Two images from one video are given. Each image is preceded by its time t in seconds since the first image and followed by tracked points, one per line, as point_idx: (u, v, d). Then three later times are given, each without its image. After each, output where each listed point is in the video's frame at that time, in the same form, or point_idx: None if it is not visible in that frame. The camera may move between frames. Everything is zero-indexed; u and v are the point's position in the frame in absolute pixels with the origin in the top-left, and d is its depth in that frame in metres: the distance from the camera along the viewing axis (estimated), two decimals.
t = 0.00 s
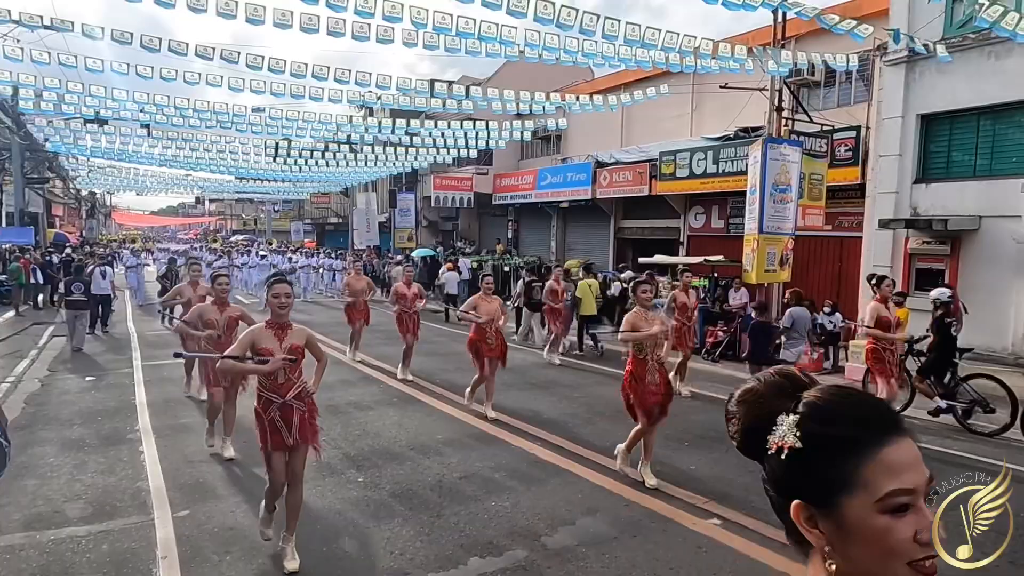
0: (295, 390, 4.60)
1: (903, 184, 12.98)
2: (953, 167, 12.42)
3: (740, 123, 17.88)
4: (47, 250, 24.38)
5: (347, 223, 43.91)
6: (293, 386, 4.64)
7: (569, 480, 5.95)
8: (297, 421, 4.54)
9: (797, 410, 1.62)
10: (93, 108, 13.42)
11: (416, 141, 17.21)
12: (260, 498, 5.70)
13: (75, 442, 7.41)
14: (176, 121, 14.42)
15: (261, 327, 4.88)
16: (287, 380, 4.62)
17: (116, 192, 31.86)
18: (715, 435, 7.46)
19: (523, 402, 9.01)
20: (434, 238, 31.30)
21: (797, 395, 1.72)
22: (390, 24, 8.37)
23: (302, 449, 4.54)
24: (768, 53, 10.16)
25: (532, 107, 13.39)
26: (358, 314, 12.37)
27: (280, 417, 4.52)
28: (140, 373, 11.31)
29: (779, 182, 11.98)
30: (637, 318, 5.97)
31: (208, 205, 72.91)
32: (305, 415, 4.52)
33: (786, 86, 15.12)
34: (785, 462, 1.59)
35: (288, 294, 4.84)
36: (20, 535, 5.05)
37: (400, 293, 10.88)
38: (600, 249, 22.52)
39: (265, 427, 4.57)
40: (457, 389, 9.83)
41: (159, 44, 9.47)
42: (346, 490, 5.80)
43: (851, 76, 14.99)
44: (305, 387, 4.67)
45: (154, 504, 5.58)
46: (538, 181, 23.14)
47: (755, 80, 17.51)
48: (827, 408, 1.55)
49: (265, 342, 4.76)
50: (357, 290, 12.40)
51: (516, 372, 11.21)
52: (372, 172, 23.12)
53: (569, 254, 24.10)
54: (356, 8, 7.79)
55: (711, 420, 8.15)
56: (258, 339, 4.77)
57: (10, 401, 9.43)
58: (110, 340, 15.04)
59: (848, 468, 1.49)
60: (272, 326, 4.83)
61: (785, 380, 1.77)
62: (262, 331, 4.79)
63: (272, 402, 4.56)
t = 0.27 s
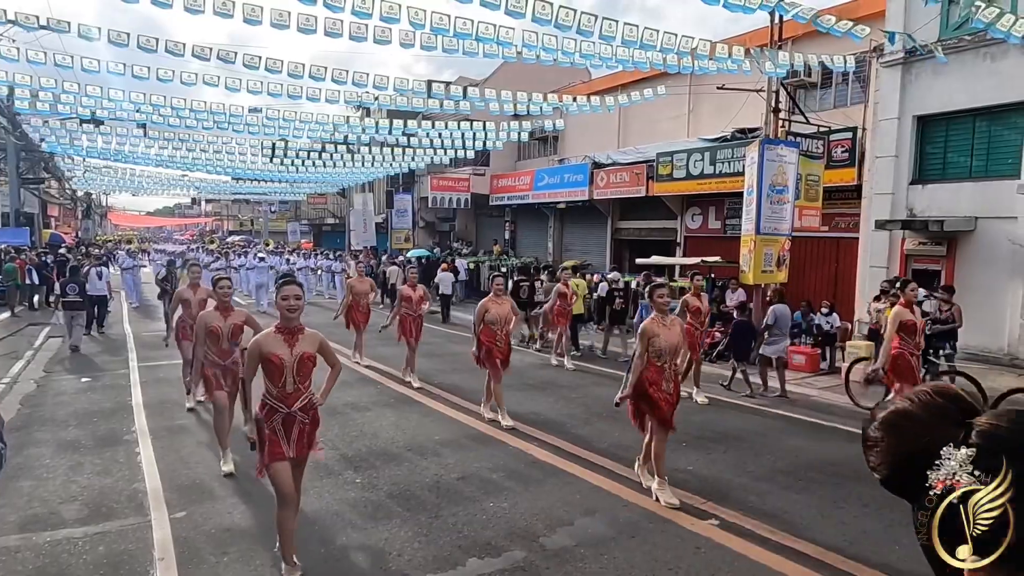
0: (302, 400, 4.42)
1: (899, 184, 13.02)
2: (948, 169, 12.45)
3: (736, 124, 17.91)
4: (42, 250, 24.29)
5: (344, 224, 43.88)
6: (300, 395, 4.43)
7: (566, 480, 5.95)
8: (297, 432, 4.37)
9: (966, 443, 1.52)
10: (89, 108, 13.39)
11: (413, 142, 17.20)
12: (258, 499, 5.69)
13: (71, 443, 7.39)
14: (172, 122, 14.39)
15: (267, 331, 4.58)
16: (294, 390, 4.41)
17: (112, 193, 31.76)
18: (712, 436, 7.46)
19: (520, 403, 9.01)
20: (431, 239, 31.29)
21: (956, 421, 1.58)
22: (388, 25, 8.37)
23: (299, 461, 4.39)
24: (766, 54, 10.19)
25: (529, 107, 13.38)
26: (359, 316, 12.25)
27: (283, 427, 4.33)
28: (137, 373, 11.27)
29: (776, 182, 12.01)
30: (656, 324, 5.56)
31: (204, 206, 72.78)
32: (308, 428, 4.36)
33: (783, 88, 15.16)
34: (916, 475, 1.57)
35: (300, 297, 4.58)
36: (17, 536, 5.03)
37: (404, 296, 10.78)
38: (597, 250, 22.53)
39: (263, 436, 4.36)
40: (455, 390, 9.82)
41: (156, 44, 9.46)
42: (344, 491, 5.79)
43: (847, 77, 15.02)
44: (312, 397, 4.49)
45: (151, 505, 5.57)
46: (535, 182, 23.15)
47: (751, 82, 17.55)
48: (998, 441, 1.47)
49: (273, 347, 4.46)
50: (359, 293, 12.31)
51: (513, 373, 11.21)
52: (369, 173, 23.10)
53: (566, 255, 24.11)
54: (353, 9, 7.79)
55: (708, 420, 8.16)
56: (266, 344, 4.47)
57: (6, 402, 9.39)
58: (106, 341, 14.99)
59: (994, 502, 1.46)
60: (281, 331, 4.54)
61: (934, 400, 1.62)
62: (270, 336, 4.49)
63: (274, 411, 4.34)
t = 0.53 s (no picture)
0: (314, 409, 4.15)
1: (896, 185, 13.05)
2: (945, 170, 12.47)
3: (734, 124, 17.94)
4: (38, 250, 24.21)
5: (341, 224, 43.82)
6: (311, 403, 4.15)
7: (564, 481, 5.95)
8: (310, 444, 4.11)
9: None
10: (86, 109, 13.35)
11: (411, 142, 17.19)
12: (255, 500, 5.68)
13: (67, 444, 7.37)
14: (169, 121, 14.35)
15: (275, 336, 4.24)
16: (307, 398, 4.14)
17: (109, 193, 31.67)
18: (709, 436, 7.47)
19: (517, 404, 9.01)
20: (429, 239, 31.26)
21: None
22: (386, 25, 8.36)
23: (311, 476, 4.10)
24: (763, 56, 10.21)
25: (527, 108, 13.37)
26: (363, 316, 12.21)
27: (294, 438, 4.06)
28: (133, 374, 11.24)
29: (773, 183, 12.03)
30: (673, 325, 5.52)
31: (201, 206, 72.65)
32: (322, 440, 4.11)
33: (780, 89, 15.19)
34: None
35: (308, 299, 4.29)
36: (13, 537, 5.02)
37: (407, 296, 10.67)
38: (595, 250, 22.54)
39: (272, 448, 4.06)
40: (453, 391, 9.82)
41: (153, 44, 9.44)
42: (342, 492, 5.79)
43: (844, 78, 15.05)
44: (323, 406, 4.22)
45: (148, 506, 5.56)
46: (532, 182, 23.14)
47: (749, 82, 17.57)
48: None
49: (283, 351, 4.14)
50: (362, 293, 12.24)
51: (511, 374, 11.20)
52: (366, 173, 23.07)
53: (563, 255, 24.12)
54: (351, 9, 7.78)
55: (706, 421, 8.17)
56: (276, 349, 4.13)
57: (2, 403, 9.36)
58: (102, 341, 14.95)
59: None
60: (292, 334, 4.23)
61: None
62: (279, 341, 4.17)
63: (286, 422, 4.07)
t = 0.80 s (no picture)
0: (320, 416, 4.00)
1: (893, 185, 13.08)
2: (942, 170, 12.50)
3: (731, 124, 17.97)
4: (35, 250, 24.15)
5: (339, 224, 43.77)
6: (316, 409, 4.01)
7: (561, 481, 5.95)
8: (317, 451, 3.95)
9: None
10: (83, 108, 13.32)
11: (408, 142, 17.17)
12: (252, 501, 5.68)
13: (63, 444, 7.35)
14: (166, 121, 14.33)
15: (280, 337, 4.17)
16: (311, 404, 4.01)
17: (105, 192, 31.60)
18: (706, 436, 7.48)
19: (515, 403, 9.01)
20: (426, 239, 31.24)
21: None
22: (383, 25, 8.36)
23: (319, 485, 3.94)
24: (760, 56, 10.23)
25: (525, 108, 13.36)
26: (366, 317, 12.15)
27: (300, 446, 3.92)
28: (130, 374, 11.21)
29: (770, 183, 12.04)
30: (693, 328, 5.30)
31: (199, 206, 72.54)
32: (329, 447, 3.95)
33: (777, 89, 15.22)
34: None
35: (315, 301, 4.16)
36: (9, 537, 5.00)
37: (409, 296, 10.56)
38: (592, 250, 22.55)
39: (278, 456, 3.94)
40: (450, 391, 9.82)
41: (150, 43, 9.42)
42: (339, 492, 5.79)
43: (841, 78, 15.08)
44: (328, 412, 4.07)
45: (145, 506, 5.55)
46: (530, 182, 23.14)
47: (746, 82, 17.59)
48: None
49: (287, 356, 4.05)
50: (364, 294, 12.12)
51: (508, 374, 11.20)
52: (364, 173, 23.06)
53: (561, 255, 24.12)
54: (348, 9, 7.79)
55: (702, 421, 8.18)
56: (280, 353, 4.05)
57: None
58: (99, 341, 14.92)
59: None
60: (295, 337, 4.13)
61: None
62: (283, 343, 4.08)
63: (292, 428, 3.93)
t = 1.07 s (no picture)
0: (329, 420, 3.94)
1: (891, 185, 13.09)
2: (939, 170, 12.52)
3: (729, 124, 17.98)
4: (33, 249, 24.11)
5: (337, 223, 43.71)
6: (324, 414, 3.94)
7: (559, 480, 5.95)
8: (330, 458, 3.89)
9: None
10: (80, 107, 13.29)
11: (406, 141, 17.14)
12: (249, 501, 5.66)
13: (61, 444, 7.34)
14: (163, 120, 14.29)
15: (287, 338, 4.17)
16: (317, 410, 3.94)
17: (103, 192, 31.55)
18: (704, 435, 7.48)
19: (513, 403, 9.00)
20: (425, 238, 31.23)
21: None
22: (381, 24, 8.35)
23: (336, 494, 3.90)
24: (757, 55, 10.24)
25: (523, 107, 13.34)
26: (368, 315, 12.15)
27: (311, 456, 3.87)
28: (128, 374, 11.18)
29: (768, 182, 12.05)
30: (707, 329, 5.26)
31: (196, 205, 72.42)
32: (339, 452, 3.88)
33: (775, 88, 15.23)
34: None
35: (322, 303, 4.12)
36: (6, 537, 5.00)
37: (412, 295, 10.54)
38: (590, 250, 22.56)
39: (292, 468, 3.91)
40: (448, 390, 9.83)
41: (148, 43, 9.41)
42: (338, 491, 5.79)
43: (839, 78, 15.09)
44: (339, 415, 4.00)
45: (143, 505, 5.55)
46: (528, 181, 23.14)
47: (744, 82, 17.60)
48: None
49: (290, 360, 4.06)
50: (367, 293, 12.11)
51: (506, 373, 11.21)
52: (362, 173, 23.05)
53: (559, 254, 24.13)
54: (346, 7, 7.78)
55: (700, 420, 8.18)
56: (282, 355, 4.06)
57: None
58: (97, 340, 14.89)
59: None
60: (301, 341, 4.12)
61: None
62: (287, 346, 4.08)
63: (302, 436, 3.90)
